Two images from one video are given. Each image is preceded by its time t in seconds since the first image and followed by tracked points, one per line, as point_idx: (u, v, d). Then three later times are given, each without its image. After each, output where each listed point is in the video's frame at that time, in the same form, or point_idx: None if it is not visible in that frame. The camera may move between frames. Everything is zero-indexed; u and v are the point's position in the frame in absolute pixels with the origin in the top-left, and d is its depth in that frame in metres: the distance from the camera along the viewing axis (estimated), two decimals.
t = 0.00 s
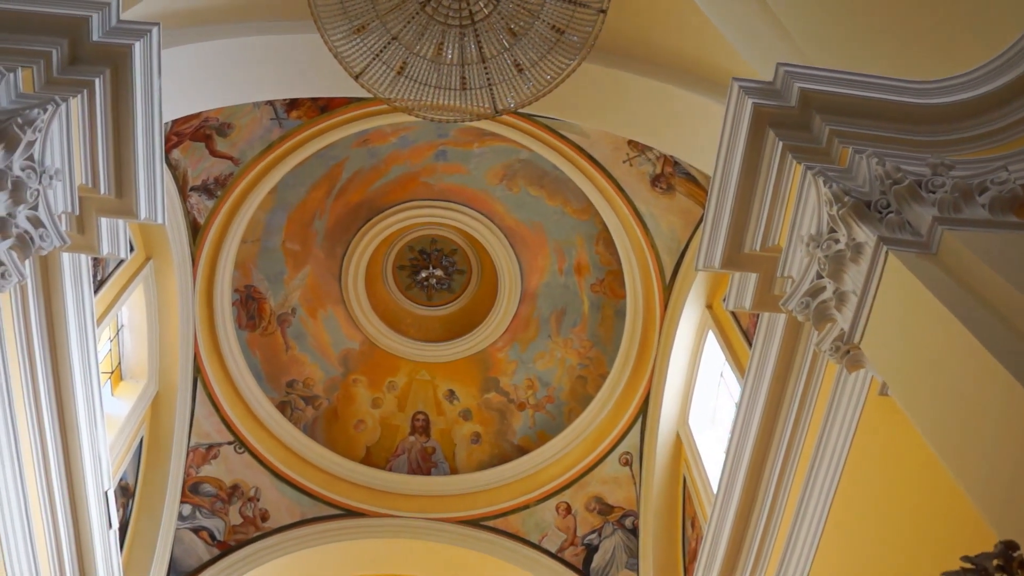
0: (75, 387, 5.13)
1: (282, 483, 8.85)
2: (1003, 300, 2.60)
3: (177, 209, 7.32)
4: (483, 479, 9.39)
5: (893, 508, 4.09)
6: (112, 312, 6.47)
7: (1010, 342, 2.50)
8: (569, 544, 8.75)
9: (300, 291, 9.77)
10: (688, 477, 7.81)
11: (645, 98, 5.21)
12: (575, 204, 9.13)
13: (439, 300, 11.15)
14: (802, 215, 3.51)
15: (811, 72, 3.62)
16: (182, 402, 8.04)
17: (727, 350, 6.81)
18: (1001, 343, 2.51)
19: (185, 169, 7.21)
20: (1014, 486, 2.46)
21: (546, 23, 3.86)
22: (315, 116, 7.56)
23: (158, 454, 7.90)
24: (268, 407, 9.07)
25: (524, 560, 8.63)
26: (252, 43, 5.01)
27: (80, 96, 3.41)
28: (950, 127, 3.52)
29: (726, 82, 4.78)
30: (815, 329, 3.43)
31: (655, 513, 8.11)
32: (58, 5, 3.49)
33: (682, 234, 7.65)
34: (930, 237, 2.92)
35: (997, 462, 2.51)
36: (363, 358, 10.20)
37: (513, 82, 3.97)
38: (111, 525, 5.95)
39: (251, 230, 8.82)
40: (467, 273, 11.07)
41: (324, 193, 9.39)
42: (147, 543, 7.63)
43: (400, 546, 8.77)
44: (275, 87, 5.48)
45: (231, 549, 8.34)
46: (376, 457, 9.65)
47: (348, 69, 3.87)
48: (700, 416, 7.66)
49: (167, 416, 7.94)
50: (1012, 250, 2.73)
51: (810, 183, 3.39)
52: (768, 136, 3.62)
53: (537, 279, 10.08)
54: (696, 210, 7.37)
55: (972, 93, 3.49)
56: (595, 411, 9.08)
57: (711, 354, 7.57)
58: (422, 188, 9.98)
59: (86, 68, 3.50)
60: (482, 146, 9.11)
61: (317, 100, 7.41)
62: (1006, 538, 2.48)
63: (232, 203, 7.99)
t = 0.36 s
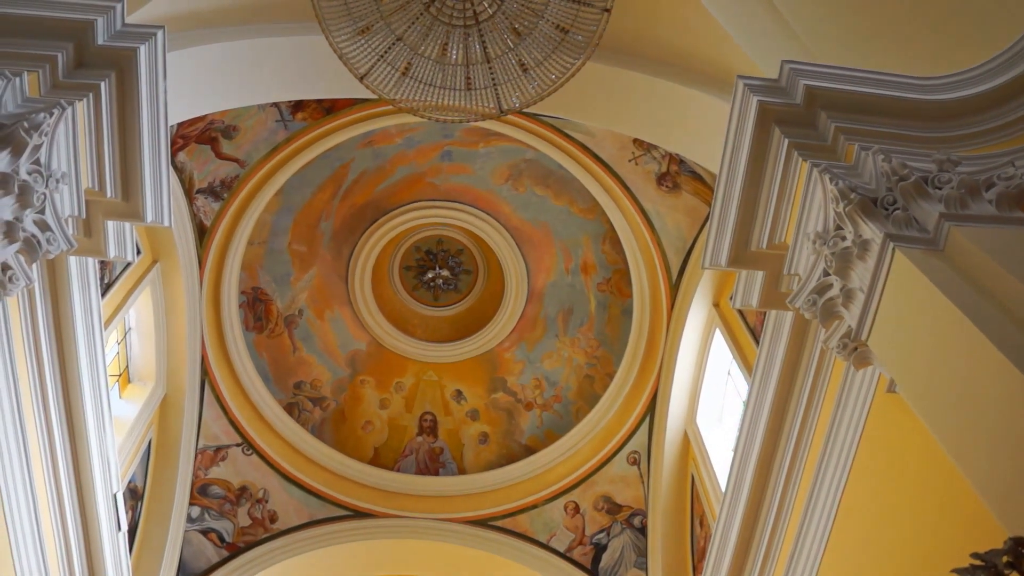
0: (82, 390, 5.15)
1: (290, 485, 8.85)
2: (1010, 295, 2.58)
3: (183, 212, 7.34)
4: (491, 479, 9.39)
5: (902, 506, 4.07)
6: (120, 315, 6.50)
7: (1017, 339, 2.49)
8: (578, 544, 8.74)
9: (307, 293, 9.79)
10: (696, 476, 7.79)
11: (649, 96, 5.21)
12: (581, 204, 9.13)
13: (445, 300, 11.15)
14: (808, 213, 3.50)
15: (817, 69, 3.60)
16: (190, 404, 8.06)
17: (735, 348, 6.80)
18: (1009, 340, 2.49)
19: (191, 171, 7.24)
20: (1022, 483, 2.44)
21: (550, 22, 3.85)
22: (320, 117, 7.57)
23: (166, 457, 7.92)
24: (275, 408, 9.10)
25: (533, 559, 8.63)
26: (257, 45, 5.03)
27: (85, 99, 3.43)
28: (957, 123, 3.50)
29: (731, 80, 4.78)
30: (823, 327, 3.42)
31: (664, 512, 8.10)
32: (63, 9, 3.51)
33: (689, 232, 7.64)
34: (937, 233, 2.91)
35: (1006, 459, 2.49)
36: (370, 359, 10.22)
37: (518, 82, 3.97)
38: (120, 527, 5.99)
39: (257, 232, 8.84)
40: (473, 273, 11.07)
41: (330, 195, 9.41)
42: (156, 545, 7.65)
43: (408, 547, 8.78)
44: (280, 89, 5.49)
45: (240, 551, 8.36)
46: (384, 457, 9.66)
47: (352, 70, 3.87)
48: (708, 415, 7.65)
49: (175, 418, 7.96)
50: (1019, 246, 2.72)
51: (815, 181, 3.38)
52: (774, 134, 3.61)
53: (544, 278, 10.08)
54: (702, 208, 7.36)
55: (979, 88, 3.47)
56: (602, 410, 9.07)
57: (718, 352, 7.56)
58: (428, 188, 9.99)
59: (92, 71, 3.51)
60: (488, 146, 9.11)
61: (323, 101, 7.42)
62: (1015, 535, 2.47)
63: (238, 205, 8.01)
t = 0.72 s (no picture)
0: (89, 393, 5.17)
1: (297, 486, 8.87)
2: (1016, 292, 2.57)
3: (189, 214, 7.36)
4: (497, 479, 9.39)
5: (910, 505, 4.05)
6: (126, 317, 6.52)
7: None
8: (585, 543, 8.73)
9: (313, 294, 9.80)
10: (703, 475, 7.78)
11: (653, 95, 5.20)
12: (586, 203, 9.13)
13: (451, 300, 11.16)
14: (814, 210, 3.49)
15: (821, 66, 3.59)
16: (197, 406, 8.08)
17: (741, 347, 6.79)
18: (1016, 336, 2.48)
19: (196, 173, 7.26)
20: None
21: (554, 22, 3.84)
22: (324, 118, 7.58)
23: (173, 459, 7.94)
24: (282, 410, 9.12)
25: (540, 559, 8.63)
26: (261, 46, 5.04)
27: (90, 102, 3.44)
28: (963, 119, 3.48)
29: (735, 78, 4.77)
30: (828, 324, 3.41)
31: (671, 512, 8.08)
32: (67, 13, 3.52)
33: (694, 231, 7.62)
34: (943, 230, 2.90)
35: (1013, 456, 2.48)
36: (376, 359, 10.24)
37: (522, 82, 3.98)
38: (128, 529, 6.01)
39: (263, 233, 8.86)
40: (479, 273, 11.07)
41: (335, 196, 9.42)
42: (164, 546, 7.68)
43: (415, 547, 8.79)
44: (285, 91, 5.50)
45: (248, 552, 8.38)
46: (390, 458, 9.68)
47: (357, 71, 3.87)
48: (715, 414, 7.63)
49: (182, 420, 7.98)
50: None
51: (821, 178, 3.37)
52: (779, 132, 3.60)
53: (549, 278, 10.07)
54: (707, 207, 7.35)
55: (986, 84, 3.45)
56: (608, 409, 9.06)
57: (724, 351, 7.55)
58: (433, 189, 10.00)
59: (96, 74, 3.53)
60: (492, 146, 9.11)
61: (327, 103, 7.44)
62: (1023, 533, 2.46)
63: (244, 207, 8.02)
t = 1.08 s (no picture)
0: (96, 396, 5.19)
1: (304, 487, 8.88)
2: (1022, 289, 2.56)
3: (194, 216, 7.38)
4: (504, 479, 9.39)
5: (918, 505, 4.03)
6: (132, 319, 6.54)
7: None
8: (592, 542, 8.73)
9: (319, 295, 9.81)
10: (709, 473, 7.77)
11: (658, 93, 5.20)
12: (591, 202, 9.13)
13: (457, 300, 11.16)
14: (819, 208, 3.48)
15: (825, 64, 3.59)
16: (204, 407, 8.10)
17: (747, 345, 6.78)
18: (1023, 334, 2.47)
19: (201, 175, 7.28)
20: None
21: (557, 22, 3.85)
22: (329, 120, 7.59)
23: (180, 461, 7.96)
24: (289, 411, 9.13)
25: (547, 559, 8.63)
26: (265, 48, 5.05)
27: (95, 105, 3.45)
28: (969, 115, 3.46)
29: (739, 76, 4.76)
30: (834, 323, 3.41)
31: (678, 511, 8.07)
32: (72, 16, 3.53)
33: (699, 229, 7.61)
34: (948, 227, 2.89)
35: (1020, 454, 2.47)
36: (382, 360, 10.25)
37: (526, 82, 3.96)
38: (135, 531, 6.03)
39: (268, 235, 8.88)
40: (484, 273, 11.07)
41: (340, 197, 9.44)
42: (172, 548, 7.70)
43: (422, 547, 8.80)
44: (290, 92, 5.51)
45: (255, 553, 8.39)
46: (397, 458, 9.69)
47: (360, 72, 3.87)
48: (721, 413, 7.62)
49: (188, 421, 8.00)
50: None
51: (826, 176, 3.36)
52: (783, 130, 3.60)
53: (554, 278, 10.07)
54: (713, 205, 7.34)
55: (992, 79, 3.42)
56: (614, 409, 9.05)
57: (730, 349, 7.54)
58: (438, 189, 10.01)
59: (100, 77, 3.54)
60: (497, 146, 9.11)
61: (331, 104, 7.45)
62: None
63: (249, 208, 8.04)
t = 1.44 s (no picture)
0: (103, 397, 5.21)
1: (311, 487, 8.89)
2: None
3: (199, 218, 7.40)
4: (510, 479, 9.39)
5: (926, 503, 4.02)
6: (138, 322, 6.56)
7: None
8: (600, 542, 8.72)
9: (324, 296, 9.83)
10: (717, 472, 7.76)
11: (661, 92, 5.19)
12: (596, 202, 9.13)
13: (462, 300, 11.16)
14: (824, 206, 3.47)
15: (830, 62, 3.58)
16: (210, 409, 8.11)
17: (753, 344, 6.76)
18: None
19: (206, 177, 7.29)
20: None
21: (561, 21, 3.84)
22: (333, 121, 7.61)
23: (187, 462, 7.97)
24: (295, 412, 9.14)
25: (555, 558, 8.63)
26: (270, 50, 5.06)
27: (100, 108, 3.46)
28: (976, 110, 3.43)
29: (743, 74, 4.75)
30: (840, 320, 3.39)
31: (685, 509, 8.06)
32: (76, 19, 3.54)
33: (705, 228, 7.60)
34: (954, 224, 2.88)
35: None
36: (388, 360, 10.26)
37: (530, 81, 3.97)
38: (143, 533, 6.06)
39: (274, 236, 8.89)
40: (490, 273, 11.07)
41: (345, 198, 9.45)
42: (180, 549, 7.72)
43: (430, 548, 8.81)
44: (295, 94, 5.53)
45: (263, 555, 8.41)
46: (404, 459, 9.70)
47: (365, 73, 3.88)
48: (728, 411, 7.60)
49: (195, 423, 8.02)
50: None
51: (831, 173, 3.35)
52: (788, 128, 3.59)
53: (560, 277, 10.07)
54: (718, 204, 7.33)
55: (1001, 73, 3.37)
56: (621, 408, 9.04)
57: (736, 347, 7.53)
58: (443, 189, 10.02)
59: (105, 80, 3.55)
60: (502, 146, 9.11)
61: (336, 105, 7.46)
62: None
63: (254, 210, 8.05)
